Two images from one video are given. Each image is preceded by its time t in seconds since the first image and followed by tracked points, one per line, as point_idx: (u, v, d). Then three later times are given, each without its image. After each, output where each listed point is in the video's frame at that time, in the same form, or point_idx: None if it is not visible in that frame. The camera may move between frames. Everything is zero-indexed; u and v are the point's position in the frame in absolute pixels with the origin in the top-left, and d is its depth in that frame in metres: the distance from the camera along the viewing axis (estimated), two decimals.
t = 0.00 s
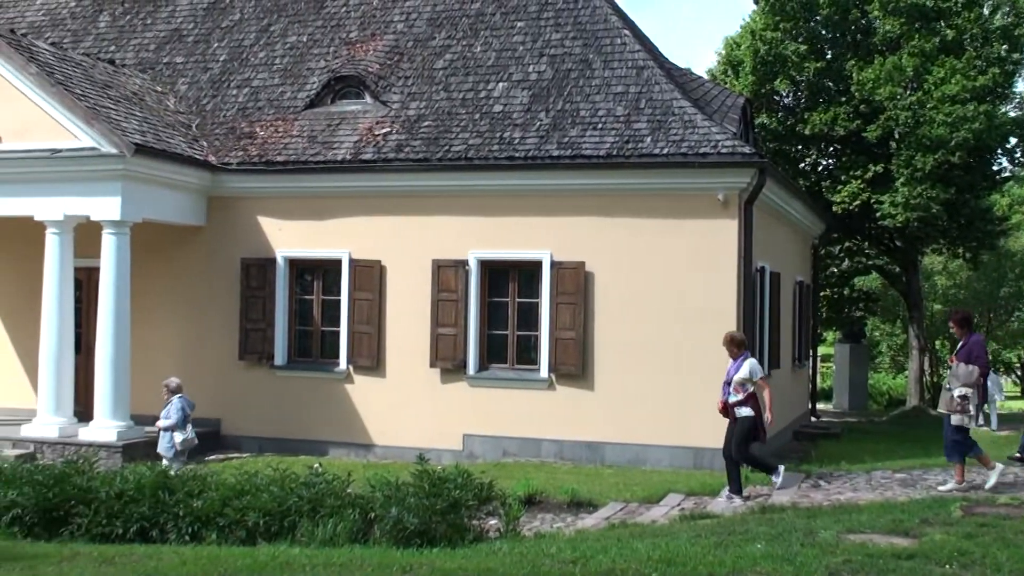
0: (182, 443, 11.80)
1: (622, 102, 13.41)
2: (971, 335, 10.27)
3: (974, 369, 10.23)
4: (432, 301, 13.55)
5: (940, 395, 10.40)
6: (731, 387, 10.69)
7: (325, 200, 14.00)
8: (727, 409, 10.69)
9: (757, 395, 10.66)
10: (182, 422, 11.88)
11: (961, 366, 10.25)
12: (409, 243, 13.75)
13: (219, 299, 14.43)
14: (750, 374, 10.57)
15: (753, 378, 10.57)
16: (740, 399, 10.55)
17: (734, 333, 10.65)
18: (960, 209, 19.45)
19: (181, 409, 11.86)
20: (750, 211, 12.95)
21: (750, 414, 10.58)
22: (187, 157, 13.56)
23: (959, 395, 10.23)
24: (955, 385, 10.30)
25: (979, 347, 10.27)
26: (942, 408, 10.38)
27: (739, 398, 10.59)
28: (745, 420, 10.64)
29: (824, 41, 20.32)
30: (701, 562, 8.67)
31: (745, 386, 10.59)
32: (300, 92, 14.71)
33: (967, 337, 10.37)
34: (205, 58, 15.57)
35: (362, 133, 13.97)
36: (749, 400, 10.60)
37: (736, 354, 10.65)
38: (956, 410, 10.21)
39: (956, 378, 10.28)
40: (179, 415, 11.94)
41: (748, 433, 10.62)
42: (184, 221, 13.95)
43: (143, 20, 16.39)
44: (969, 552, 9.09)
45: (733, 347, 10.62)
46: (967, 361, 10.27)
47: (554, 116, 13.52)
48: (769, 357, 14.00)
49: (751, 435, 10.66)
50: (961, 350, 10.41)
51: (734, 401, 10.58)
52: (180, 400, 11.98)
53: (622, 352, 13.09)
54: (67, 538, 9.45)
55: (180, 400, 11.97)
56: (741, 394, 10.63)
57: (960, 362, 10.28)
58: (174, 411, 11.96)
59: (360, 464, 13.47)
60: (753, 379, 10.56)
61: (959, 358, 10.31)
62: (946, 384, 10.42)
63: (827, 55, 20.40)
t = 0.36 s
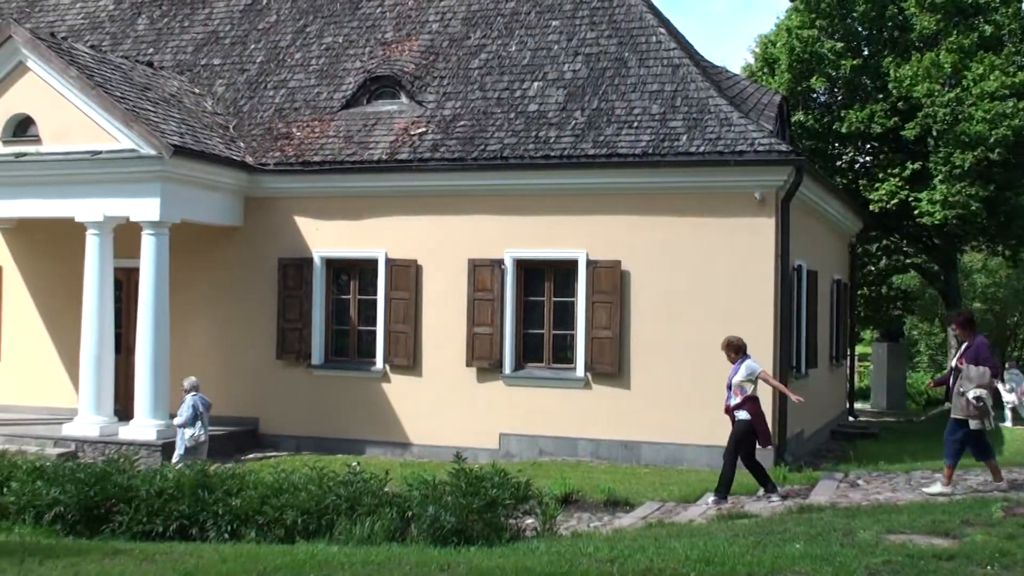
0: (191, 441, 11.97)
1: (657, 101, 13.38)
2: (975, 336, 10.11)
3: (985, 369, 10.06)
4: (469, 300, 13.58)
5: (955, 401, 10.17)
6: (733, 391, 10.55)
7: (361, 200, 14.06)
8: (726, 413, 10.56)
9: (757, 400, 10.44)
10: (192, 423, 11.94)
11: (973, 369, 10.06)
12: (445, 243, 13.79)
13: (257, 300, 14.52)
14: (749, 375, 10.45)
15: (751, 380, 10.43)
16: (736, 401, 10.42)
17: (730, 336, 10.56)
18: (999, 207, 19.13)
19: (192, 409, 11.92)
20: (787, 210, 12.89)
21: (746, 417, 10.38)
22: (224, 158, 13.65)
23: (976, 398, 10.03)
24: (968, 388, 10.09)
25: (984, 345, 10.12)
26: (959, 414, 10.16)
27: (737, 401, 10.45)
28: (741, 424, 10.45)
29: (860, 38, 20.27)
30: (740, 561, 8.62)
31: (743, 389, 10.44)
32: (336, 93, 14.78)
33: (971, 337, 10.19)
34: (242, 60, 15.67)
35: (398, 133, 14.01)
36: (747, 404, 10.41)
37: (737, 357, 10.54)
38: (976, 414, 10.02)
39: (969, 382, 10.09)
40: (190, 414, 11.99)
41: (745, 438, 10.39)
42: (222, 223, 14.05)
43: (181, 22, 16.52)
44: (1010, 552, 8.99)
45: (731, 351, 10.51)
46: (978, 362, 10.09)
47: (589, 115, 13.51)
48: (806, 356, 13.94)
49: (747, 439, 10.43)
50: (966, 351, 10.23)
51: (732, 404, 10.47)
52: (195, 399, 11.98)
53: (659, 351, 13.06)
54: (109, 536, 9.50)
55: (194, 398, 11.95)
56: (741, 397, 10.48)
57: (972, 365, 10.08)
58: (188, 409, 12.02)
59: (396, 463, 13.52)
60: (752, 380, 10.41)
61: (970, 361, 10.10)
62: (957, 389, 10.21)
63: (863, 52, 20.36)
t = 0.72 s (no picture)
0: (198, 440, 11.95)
1: (689, 101, 13.33)
2: (968, 336, 10.28)
3: (977, 369, 10.18)
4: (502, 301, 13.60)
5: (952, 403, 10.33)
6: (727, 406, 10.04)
7: (394, 203, 14.11)
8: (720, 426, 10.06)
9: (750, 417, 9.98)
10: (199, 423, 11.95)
11: (965, 370, 10.23)
12: (477, 245, 13.80)
13: (292, 302, 14.60)
14: (744, 393, 9.94)
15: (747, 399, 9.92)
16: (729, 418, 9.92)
17: (733, 350, 9.88)
18: None
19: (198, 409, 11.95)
20: (821, 209, 12.82)
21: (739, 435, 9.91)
22: (257, 162, 13.72)
23: (968, 400, 10.18)
24: (961, 390, 10.27)
25: (977, 345, 10.26)
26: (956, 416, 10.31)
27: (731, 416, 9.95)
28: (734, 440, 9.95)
29: (894, 35, 20.23)
30: (776, 563, 8.56)
31: (738, 406, 9.92)
32: (368, 96, 14.83)
33: (965, 338, 10.34)
34: (275, 64, 15.75)
35: (430, 136, 14.04)
36: (742, 422, 9.88)
37: (735, 370, 9.95)
38: (970, 415, 10.17)
39: (961, 383, 10.26)
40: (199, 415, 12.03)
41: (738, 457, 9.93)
42: (256, 226, 14.12)
43: (215, 28, 16.63)
44: None
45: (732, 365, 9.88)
46: (971, 361, 10.23)
47: (621, 116, 13.49)
48: (841, 356, 13.85)
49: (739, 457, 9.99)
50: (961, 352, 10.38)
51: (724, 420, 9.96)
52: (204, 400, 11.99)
53: (693, 351, 13.02)
54: (147, 538, 9.55)
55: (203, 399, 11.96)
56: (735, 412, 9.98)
57: (963, 365, 10.23)
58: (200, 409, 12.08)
59: (430, 465, 13.54)
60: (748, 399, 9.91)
61: (962, 362, 10.27)
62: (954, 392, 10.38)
63: (898, 49, 20.29)
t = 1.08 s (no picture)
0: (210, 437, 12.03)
1: (718, 100, 13.28)
2: (963, 338, 10.21)
3: (971, 372, 10.09)
4: (531, 302, 13.61)
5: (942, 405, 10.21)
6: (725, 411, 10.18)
7: (423, 204, 14.15)
8: (720, 431, 10.21)
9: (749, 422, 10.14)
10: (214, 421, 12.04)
11: (959, 372, 10.12)
12: (506, 246, 13.82)
13: (323, 303, 14.66)
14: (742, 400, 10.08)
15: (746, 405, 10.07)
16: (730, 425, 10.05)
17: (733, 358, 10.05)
18: None
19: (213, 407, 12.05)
20: (852, 208, 12.75)
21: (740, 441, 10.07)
22: (287, 163, 13.79)
23: (962, 402, 10.07)
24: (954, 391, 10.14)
25: (972, 348, 10.18)
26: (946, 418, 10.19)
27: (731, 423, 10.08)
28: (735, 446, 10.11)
29: (925, 33, 20.28)
30: (807, 565, 8.52)
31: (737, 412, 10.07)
32: (398, 98, 14.87)
33: (960, 340, 10.26)
34: (305, 66, 15.82)
35: (459, 137, 14.07)
36: (741, 428, 10.02)
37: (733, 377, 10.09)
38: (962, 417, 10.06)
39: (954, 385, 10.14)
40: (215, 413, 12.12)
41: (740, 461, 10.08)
42: (286, 227, 14.20)
43: (245, 30, 16.73)
44: None
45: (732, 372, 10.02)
46: (965, 364, 10.14)
47: (650, 116, 13.47)
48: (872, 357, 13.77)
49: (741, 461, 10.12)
50: (954, 354, 10.28)
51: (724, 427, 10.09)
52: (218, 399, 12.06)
53: (723, 352, 12.98)
54: (178, 537, 9.59)
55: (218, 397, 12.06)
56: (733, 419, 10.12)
57: (958, 367, 10.13)
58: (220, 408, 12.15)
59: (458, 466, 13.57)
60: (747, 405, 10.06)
61: (957, 364, 10.17)
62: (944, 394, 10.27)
63: (929, 47, 20.30)
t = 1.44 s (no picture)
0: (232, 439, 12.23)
1: (749, 102, 13.23)
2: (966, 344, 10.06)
3: (975, 377, 9.94)
4: (562, 305, 13.62)
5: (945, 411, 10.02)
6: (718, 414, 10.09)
7: (454, 208, 14.18)
8: (712, 433, 10.12)
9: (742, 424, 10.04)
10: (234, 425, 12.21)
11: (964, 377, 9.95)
12: (537, 250, 13.83)
13: (354, 308, 14.73)
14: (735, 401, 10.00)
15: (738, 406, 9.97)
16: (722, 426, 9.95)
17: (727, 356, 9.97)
18: None
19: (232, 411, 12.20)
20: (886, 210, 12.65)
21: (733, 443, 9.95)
22: (318, 168, 13.86)
23: (966, 408, 9.90)
24: (958, 397, 9.97)
25: (974, 353, 10.05)
26: (949, 424, 9.99)
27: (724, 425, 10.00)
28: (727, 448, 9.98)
29: (960, 34, 20.03)
30: (841, 568, 8.46)
31: (729, 414, 9.98)
32: (428, 102, 14.91)
33: (962, 346, 10.12)
34: (336, 71, 15.90)
35: (489, 141, 14.09)
36: (733, 430, 9.95)
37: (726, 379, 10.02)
38: (967, 422, 9.87)
39: (957, 391, 9.98)
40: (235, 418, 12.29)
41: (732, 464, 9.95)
42: (317, 232, 14.27)
43: (277, 36, 16.83)
44: None
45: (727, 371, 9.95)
46: (969, 369, 9.99)
47: (681, 118, 13.43)
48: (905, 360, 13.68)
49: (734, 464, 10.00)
50: (957, 360, 10.13)
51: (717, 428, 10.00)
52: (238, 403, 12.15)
53: (754, 355, 12.94)
54: (212, 540, 9.64)
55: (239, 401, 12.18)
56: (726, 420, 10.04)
57: (963, 372, 9.97)
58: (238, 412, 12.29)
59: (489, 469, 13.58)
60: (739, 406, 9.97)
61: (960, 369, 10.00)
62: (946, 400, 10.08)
63: (962, 46, 20.05)
